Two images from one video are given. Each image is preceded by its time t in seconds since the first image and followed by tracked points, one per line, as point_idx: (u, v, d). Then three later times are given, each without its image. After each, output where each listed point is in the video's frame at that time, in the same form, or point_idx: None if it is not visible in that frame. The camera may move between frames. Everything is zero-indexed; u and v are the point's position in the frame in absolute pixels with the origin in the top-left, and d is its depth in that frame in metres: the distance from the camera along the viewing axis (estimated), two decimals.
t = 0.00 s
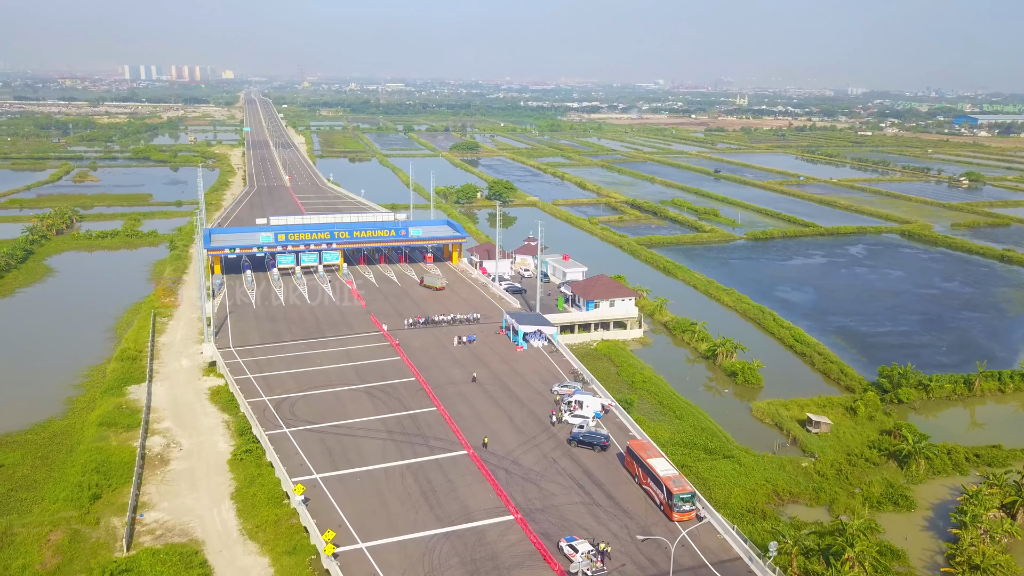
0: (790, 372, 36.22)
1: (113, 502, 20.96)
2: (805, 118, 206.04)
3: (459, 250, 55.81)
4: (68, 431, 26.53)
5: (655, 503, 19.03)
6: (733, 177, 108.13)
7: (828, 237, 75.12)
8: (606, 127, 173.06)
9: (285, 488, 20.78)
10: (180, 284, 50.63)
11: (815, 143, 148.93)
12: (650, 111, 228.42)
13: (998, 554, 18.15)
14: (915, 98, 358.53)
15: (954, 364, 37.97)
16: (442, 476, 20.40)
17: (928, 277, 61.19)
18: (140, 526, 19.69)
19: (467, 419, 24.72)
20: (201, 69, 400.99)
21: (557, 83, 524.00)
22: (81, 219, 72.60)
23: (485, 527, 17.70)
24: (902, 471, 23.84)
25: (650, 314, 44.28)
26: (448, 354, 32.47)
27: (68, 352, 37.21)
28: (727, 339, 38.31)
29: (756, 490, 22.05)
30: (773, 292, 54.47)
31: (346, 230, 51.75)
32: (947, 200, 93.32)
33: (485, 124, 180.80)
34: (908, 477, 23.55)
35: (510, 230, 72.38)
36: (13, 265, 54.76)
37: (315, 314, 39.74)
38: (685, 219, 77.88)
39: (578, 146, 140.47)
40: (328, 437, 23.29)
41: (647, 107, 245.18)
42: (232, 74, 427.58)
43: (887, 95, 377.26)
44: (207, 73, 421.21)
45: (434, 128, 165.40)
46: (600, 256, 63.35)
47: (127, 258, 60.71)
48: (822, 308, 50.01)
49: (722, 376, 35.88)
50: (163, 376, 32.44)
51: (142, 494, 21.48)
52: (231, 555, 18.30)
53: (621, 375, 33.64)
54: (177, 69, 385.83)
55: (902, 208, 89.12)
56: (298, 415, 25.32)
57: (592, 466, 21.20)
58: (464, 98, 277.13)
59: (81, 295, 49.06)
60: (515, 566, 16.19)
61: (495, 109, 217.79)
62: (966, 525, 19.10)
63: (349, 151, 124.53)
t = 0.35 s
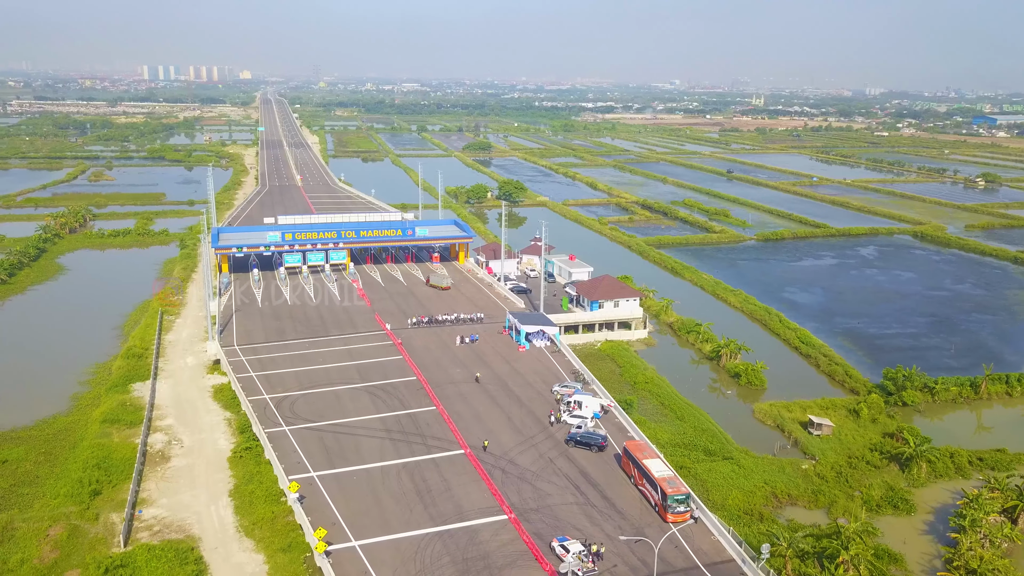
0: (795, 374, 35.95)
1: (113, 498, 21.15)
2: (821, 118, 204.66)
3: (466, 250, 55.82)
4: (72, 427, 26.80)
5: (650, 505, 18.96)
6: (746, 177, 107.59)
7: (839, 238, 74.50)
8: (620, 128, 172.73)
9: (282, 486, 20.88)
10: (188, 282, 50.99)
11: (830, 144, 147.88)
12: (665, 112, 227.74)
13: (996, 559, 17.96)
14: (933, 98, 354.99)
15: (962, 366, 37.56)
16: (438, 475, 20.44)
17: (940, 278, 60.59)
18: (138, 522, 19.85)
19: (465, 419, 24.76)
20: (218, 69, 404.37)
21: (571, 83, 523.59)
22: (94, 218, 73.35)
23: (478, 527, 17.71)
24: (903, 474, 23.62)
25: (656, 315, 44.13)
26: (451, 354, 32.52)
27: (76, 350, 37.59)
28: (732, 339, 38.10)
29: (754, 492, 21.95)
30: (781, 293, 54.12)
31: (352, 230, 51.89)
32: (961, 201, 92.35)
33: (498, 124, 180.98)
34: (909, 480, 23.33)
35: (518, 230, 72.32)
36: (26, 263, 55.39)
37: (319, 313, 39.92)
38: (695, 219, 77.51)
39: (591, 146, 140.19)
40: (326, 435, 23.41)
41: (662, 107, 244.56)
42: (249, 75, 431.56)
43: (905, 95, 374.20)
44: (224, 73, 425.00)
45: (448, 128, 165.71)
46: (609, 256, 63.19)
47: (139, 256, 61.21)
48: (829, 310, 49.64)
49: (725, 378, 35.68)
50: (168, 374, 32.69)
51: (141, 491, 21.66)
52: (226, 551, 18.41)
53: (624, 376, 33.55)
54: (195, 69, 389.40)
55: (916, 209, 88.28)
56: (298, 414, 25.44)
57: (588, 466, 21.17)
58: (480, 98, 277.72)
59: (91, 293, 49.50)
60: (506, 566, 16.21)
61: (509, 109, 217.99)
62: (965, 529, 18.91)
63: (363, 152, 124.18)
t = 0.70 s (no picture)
0: (797, 375, 35.70)
1: (110, 494, 21.33)
2: (837, 118, 203.24)
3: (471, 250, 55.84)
4: (73, 424, 27.07)
5: (642, 505, 18.92)
6: (757, 177, 107.05)
7: (849, 239, 73.96)
8: (633, 128, 172.39)
9: (276, 483, 20.99)
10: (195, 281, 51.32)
11: (845, 144, 146.85)
12: (679, 112, 227.07)
13: (991, 563, 17.79)
14: (951, 98, 351.57)
15: (967, 369, 37.18)
16: (431, 474, 20.50)
17: (950, 280, 60.01)
18: (133, 518, 20.00)
19: (461, 418, 24.78)
20: (235, 69, 406.74)
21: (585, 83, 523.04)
22: (106, 217, 73.99)
23: (468, 526, 17.74)
24: (901, 477, 23.43)
25: (660, 315, 43.98)
26: (451, 353, 32.55)
27: (81, 347, 37.95)
28: (734, 340, 37.91)
29: (749, 494, 21.85)
30: (787, 294, 53.80)
31: (357, 229, 52.01)
32: (975, 202, 91.41)
33: (511, 124, 181.06)
34: (906, 482, 23.14)
35: (526, 231, 72.30)
36: (37, 261, 55.91)
37: (322, 312, 40.10)
38: (704, 219, 77.19)
39: (604, 146, 139.93)
40: (322, 433, 23.53)
41: (677, 107, 243.88)
42: (265, 75, 435.32)
43: (922, 94, 371.27)
44: (241, 72, 428.59)
45: (461, 128, 166.01)
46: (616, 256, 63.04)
47: (149, 254, 61.65)
48: (835, 311, 49.28)
49: (727, 379, 35.49)
50: (170, 371, 32.93)
51: (138, 487, 21.85)
52: (219, 548, 18.54)
53: (624, 376, 33.47)
54: (212, 70, 392.89)
55: (929, 210, 87.48)
56: (296, 412, 25.58)
57: (581, 466, 21.15)
58: (494, 98, 278.07)
59: (100, 291, 49.88)
60: (494, 565, 16.21)
61: (522, 109, 218.01)
62: (961, 533, 18.75)
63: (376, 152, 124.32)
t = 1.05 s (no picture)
0: (798, 376, 35.51)
1: (106, 490, 21.50)
2: (851, 119, 202.01)
3: (474, 249, 55.84)
4: (73, 420, 27.29)
5: (633, 505, 18.88)
6: (768, 178, 106.58)
7: (858, 240, 73.43)
8: (644, 128, 171.99)
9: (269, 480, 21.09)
10: (200, 279, 51.61)
11: (858, 144, 145.87)
12: (692, 112, 226.37)
13: (984, 566, 17.67)
14: (967, 98, 348.56)
15: (970, 370, 36.87)
16: (423, 472, 20.56)
17: (957, 282, 59.53)
18: (128, 514, 20.15)
19: (456, 417, 24.83)
20: (250, 70, 409.37)
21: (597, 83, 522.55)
22: (115, 216, 74.50)
23: (458, 524, 17.77)
24: (898, 480, 23.26)
25: (662, 316, 43.86)
26: (450, 352, 32.62)
27: (86, 344, 38.27)
28: (735, 341, 37.75)
29: (743, 495, 21.74)
30: (792, 294, 53.52)
31: (361, 228, 52.10)
32: (987, 204, 90.56)
33: (522, 124, 181.05)
34: (903, 485, 22.96)
35: (532, 231, 72.25)
36: (45, 259, 56.38)
37: (324, 311, 40.22)
38: (711, 220, 76.92)
39: (615, 146, 139.61)
40: (317, 431, 23.63)
41: (690, 107, 243.22)
42: (280, 76, 438.92)
43: (938, 94, 368.39)
44: (256, 73, 431.88)
45: (472, 128, 166.10)
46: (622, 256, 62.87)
47: (156, 253, 62.04)
48: (840, 312, 48.99)
49: (727, 379, 35.33)
50: (172, 369, 33.17)
51: (135, 483, 22.00)
52: (211, 544, 18.66)
53: (623, 377, 33.43)
54: (227, 70, 395.81)
55: (940, 211, 86.76)
56: (292, 410, 25.72)
57: (574, 466, 21.14)
58: (507, 98, 278.27)
59: (106, 289, 50.24)
60: (482, 564, 16.23)
61: (534, 109, 217.98)
62: (954, 536, 18.61)
63: (386, 152, 124.93)
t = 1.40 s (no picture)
0: (798, 377, 35.30)
1: (100, 486, 21.65)
2: (866, 119, 200.53)
3: (478, 249, 55.83)
4: (73, 417, 27.51)
5: (621, 506, 18.86)
6: (778, 178, 106.00)
7: (867, 241, 72.81)
8: (657, 128, 171.39)
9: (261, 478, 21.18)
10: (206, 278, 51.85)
11: (871, 145, 144.82)
12: (705, 112, 225.39)
13: (974, 570, 17.54)
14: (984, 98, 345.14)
15: (973, 373, 36.54)
16: (413, 471, 20.62)
17: (965, 283, 58.99)
18: (121, 511, 20.29)
19: (449, 416, 24.89)
20: (266, 70, 412.09)
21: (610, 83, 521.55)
22: (126, 215, 75.05)
23: (445, 523, 17.82)
24: (893, 482, 23.10)
25: (663, 317, 43.71)
26: (447, 352, 32.68)
27: (89, 341, 38.56)
28: (735, 342, 37.56)
29: (736, 496, 21.66)
30: (797, 295, 53.21)
31: (364, 228, 52.21)
32: (1000, 205, 89.66)
33: (534, 124, 180.99)
34: (898, 488, 22.80)
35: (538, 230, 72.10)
36: (54, 257, 56.86)
37: (325, 310, 40.34)
38: (719, 220, 76.61)
39: (626, 146, 139.17)
40: (311, 429, 23.72)
41: (703, 107, 242.30)
42: (295, 76, 441.24)
43: (954, 95, 365.38)
44: (271, 72, 434.23)
45: (484, 128, 166.10)
46: (627, 256, 62.70)
47: (164, 252, 62.40)
48: (845, 313, 48.63)
49: (727, 381, 35.16)
50: (172, 366, 33.38)
51: (129, 480, 22.14)
52: (201, 541, 18.76)
53: (621, 377, 33.36)
54: (243, 70, 398.27)
55: (951, 212, 86.02)
56: (287, 408, 25.84)
57: (565, 466, 21.14)
58: (521, 99, 278.36)
59: (113, 287, 50.57)
60: (466, 563, 16.27)
61: (546, 108, 217.91)
62: (946, 540, 18.49)
63: (396, 152, 124.89)
